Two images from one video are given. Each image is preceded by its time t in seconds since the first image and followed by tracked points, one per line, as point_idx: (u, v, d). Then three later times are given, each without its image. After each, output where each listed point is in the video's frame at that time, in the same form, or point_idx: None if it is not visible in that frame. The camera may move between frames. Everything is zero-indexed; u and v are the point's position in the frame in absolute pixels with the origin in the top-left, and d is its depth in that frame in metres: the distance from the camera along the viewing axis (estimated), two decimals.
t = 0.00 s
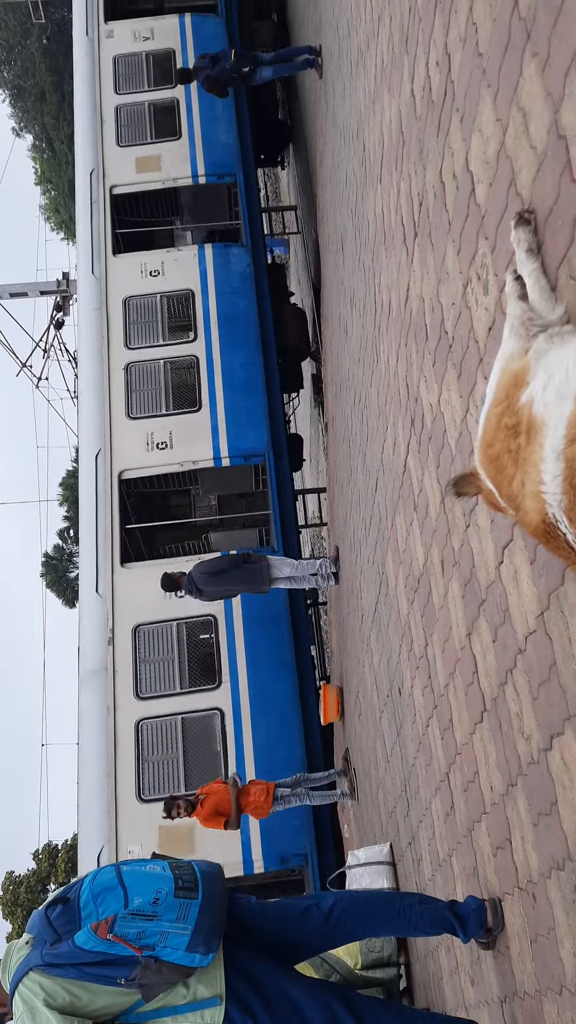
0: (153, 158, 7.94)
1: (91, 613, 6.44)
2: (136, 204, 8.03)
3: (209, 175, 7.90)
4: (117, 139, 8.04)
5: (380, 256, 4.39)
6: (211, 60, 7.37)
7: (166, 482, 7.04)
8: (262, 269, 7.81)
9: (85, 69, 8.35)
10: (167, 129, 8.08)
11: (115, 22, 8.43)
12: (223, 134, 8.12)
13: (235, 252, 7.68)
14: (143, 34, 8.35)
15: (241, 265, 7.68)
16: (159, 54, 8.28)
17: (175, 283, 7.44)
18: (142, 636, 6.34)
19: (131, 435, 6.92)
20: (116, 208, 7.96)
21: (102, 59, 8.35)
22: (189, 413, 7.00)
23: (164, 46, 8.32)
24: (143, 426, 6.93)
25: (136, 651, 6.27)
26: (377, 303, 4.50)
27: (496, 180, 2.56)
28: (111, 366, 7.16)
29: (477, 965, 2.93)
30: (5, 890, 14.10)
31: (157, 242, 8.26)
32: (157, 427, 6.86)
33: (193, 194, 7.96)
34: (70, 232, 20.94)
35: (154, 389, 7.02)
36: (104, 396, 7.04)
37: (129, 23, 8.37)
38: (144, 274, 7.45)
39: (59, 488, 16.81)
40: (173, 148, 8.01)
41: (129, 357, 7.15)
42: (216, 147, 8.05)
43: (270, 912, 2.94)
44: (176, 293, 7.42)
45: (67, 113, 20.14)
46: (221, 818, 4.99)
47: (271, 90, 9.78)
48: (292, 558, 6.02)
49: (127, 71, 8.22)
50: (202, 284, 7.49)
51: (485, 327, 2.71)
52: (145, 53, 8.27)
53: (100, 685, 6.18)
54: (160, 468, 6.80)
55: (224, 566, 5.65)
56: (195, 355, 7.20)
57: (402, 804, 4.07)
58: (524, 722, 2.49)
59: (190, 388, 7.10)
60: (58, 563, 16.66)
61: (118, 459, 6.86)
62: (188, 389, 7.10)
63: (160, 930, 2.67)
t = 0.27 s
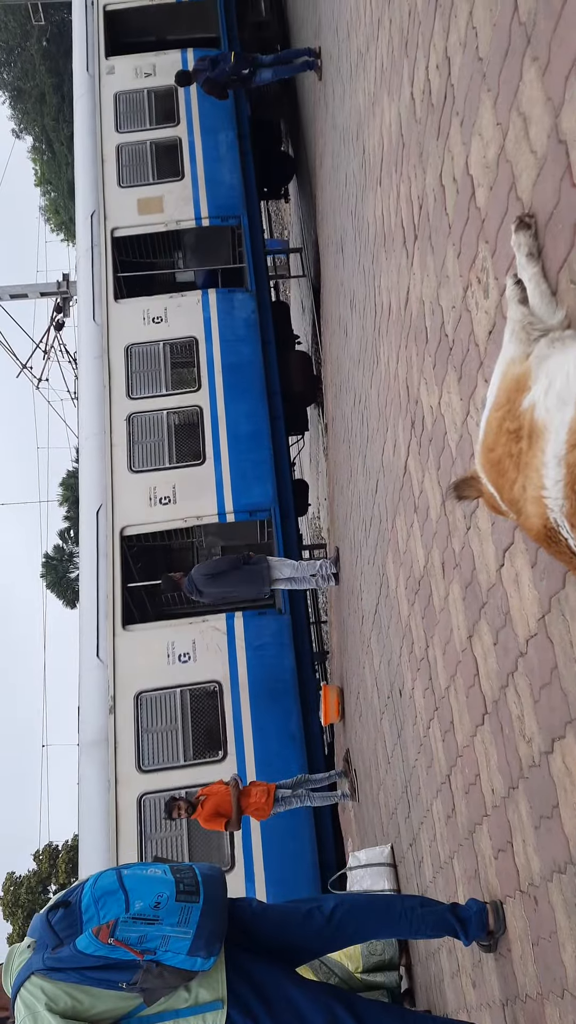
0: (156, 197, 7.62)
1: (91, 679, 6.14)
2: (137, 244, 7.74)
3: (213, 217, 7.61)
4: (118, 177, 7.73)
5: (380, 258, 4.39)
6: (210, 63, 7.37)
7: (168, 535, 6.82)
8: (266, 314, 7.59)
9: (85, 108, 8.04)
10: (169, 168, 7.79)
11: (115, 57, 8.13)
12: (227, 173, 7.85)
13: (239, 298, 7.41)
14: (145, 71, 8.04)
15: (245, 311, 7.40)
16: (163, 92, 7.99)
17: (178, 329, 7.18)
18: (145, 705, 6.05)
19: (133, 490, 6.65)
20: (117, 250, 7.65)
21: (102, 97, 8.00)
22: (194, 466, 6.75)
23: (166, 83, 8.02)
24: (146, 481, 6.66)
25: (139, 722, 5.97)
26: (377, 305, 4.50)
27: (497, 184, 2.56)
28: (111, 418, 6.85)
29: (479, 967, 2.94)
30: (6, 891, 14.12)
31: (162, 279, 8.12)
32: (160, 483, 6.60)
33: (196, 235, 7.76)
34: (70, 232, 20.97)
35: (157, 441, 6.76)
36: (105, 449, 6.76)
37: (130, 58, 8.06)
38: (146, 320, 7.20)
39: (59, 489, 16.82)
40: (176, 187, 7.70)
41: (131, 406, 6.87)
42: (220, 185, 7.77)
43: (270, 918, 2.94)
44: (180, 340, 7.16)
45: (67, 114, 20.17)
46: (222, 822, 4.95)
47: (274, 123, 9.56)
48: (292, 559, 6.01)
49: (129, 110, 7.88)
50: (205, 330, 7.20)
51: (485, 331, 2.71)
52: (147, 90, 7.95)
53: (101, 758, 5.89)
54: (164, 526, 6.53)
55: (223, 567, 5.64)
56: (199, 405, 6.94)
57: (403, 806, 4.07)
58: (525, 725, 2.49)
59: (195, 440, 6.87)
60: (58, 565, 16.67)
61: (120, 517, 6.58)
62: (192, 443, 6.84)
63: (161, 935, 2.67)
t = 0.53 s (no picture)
0: (158, 242, 7.56)
1: (91, 752, 6.00)
2: (139, 290, 7.63)
3: (217, 261, 7.51)
4: (120, 220, 7.68)
5: (380, 260, 4.39)
6: (211, 64, 7.39)
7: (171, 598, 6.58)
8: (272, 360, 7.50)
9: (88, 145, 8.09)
10: (171, 211, 7.69)
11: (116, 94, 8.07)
12: (231, 216, 7.77)
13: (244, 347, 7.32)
14: (146, 108, 8.02)
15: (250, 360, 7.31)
16: (164, 130, 7.98)
17: (181, 381, 7.10)
18: (147, 778, 5.85)
19: (134, 549, 6.54)
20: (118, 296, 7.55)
21: (103, 133, 8.00)
22: (197, 521, 6.64)
23: (168, 120, 8.04)
24: (148, 538, 6.55)
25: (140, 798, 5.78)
26: (377, 306, 4.50)
27: (497, 187, 2.56)
28: (113, 472, 6.79)
29: (480, 970, 2.94)
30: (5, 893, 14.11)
31: (166, 327, 7.80)
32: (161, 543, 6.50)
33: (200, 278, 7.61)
34: (69, 234, 20.97)
35: (159, 496, 6.67)
36: (107, 506, 6.66)
37: (131, 95, 8.03)
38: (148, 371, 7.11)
39: (59, 490, 16.82)
40: (179, 231, 7.64)
41: (132, 461, 6.80)
42: (223, 228, 7.67)
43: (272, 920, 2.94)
44: (182, 392, 7.07)
45: (67, 115, 20.16)
46: (223, 824, 4.95)
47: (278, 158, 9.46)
48: (293, 561, 6.00)
49: (130, 148, 7.84)
50: (209, 381, 7.14)
51: (486, 334, 2.71)
52: (148, 127, 7.94)
53: (102, 836, 5.69)
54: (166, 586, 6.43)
55: (224, 570, 5.64)
56: (202, 459, 6.85)
57: (404, 808, 4.07)
58: (526, 728, 2.49)
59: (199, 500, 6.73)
60: (58, 566, 16.66)
61: (121, 576, 6.47)
62: (196, 500, 6.73)
63: (162, 938, 2.67)
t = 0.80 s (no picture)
0: (162, 289, 7.37)
1: (92, 828, 5.88)
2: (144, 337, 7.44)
3: (222, 308, 7.33)
4: (122, 267, 7.48)
5: (381, 264, 4.40)
6: (212, 70, 7.44)
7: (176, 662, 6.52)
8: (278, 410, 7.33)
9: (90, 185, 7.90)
10: (176, 258, 7.52)
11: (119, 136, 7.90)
12: (236, 260, 7.59)
13: (249, 398, 7.14)
14: (150, 149, 7.83)
15: (256, 412, 7.14)
16: (168, 173, 7.78)
17: (185, 434, 6.95)
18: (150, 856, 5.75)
19: (137, 614, 6.43)
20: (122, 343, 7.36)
21: (105, 176, 7.84)
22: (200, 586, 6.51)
23: (171, 163, 7.85)
24: (153, 601, 6.45)
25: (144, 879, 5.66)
26: (378, 310, 4.51)
27: (497, 194, 2.56)
28: (116, 532, 6.65)
29: (482, 974, 2.94)
30: (7, 897, 14.12)
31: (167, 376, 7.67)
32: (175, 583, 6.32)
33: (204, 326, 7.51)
34: (70, 237, 21.01)
35: (163, 554, 6.57)
36: (109, 568, 6.54)
37: (133, 137, 7.84)
38: (151, 424, 6.97)
39: (61, 493, 16.84)
40: (182, 278, 7.44)
41: (135, 518, 6.67)
42: (226, 274, 7.49)
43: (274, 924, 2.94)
44: (186, 445, 6.92)
45: (67, 119, 20.19)
46: (226, 827, 4.96)
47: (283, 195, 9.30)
48: (294, 564, 6.00)
49: (132, 192, 7.69)
50: (214, 435, 6.97)
51: (486, 340, 2.72)
52: (152, 170, 7.75)
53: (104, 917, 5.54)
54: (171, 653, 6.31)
55: (225, 573, 5.65)
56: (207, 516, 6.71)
57: (406, 811, 4.07)
58: (527, 733, 2.49)
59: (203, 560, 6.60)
60: (60, 569, 16.67)
61: (124, 640, 6.37)
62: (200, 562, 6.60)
63: (164, 944, 2.67)
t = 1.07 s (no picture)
0: (165, 340, 7.34)
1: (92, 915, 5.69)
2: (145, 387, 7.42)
3: (227, 362, 7.29)
4: (124, 315, 7.47)
5: (381, 271, 4.42)
6: (210, 73, 7.47)
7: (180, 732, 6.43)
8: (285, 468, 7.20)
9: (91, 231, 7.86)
10: (179, 306, 7.49)
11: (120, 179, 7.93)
12: (241, 309, 7.54)
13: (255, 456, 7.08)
14: (151, 193, 7.83)
15: (262, 468, 7.07)
16: (170, 215, 7.77)
17: (189, 493, 6.87)
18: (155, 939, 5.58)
19: (138, 682, 6.34)
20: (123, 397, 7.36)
21: (106, 222, 7.82)
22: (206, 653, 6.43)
23: (174, 207, 7.82)
24: (155, 671, 6.36)
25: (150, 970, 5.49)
26: (379, 316, 4.54)
27: (497, 205, 2.59)
28: (118, 596, 6.58)
29: (484, 979, 2.95)
30: (9, 902, 14.14)
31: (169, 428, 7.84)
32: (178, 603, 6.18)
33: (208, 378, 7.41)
34: (69, 240, 21.03)
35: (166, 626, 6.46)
36: (111, 633, 6.49)
37: (135, 181, 7.85)
38: (154, 482, 6.89)
39: (61, 497, 16.85)
40: (186, 329, 7.40)
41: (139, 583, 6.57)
42: (232, 326, 7.44)
43: (277, 930, 2.96)
44: (191, 506, 6.83)
45: (66, 123, 20.26)
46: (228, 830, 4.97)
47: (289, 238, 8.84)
48: (295, 569, 6.02)
49: (133, 238, 7.67)
50: (219, 495, 6.87)
51: (486, 349, 2.74)
52: (153, 214, 7.74)
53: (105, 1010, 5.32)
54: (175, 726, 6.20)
55: (226, 578, 5.66)
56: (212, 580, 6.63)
57: (407, 816, 4.09)
58: (528, 741, 2.52)
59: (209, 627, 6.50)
60: (60, 573, 16.69)
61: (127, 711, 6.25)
62: (205, 628, 6.50)
63: (168, 951, 2.69)
